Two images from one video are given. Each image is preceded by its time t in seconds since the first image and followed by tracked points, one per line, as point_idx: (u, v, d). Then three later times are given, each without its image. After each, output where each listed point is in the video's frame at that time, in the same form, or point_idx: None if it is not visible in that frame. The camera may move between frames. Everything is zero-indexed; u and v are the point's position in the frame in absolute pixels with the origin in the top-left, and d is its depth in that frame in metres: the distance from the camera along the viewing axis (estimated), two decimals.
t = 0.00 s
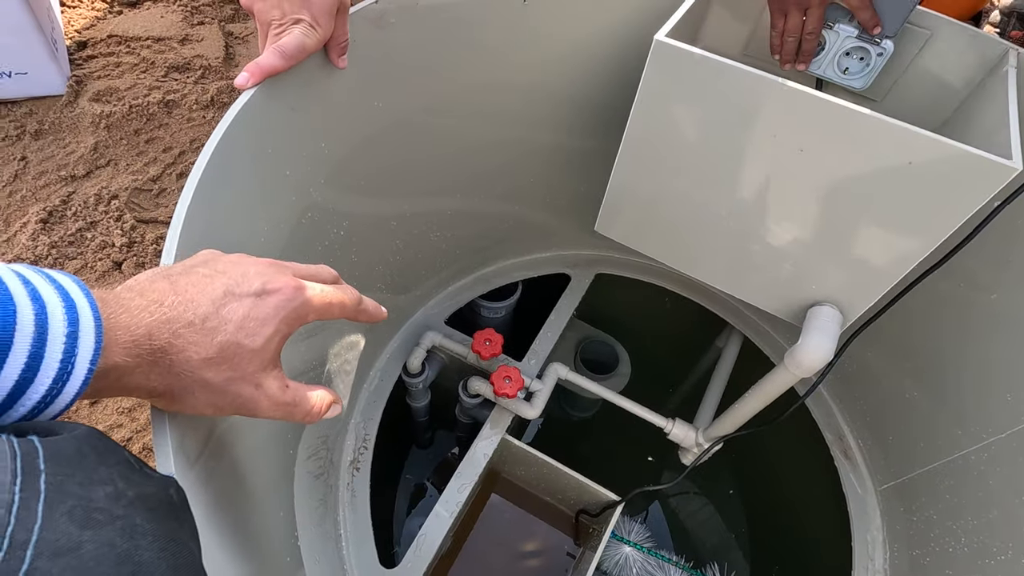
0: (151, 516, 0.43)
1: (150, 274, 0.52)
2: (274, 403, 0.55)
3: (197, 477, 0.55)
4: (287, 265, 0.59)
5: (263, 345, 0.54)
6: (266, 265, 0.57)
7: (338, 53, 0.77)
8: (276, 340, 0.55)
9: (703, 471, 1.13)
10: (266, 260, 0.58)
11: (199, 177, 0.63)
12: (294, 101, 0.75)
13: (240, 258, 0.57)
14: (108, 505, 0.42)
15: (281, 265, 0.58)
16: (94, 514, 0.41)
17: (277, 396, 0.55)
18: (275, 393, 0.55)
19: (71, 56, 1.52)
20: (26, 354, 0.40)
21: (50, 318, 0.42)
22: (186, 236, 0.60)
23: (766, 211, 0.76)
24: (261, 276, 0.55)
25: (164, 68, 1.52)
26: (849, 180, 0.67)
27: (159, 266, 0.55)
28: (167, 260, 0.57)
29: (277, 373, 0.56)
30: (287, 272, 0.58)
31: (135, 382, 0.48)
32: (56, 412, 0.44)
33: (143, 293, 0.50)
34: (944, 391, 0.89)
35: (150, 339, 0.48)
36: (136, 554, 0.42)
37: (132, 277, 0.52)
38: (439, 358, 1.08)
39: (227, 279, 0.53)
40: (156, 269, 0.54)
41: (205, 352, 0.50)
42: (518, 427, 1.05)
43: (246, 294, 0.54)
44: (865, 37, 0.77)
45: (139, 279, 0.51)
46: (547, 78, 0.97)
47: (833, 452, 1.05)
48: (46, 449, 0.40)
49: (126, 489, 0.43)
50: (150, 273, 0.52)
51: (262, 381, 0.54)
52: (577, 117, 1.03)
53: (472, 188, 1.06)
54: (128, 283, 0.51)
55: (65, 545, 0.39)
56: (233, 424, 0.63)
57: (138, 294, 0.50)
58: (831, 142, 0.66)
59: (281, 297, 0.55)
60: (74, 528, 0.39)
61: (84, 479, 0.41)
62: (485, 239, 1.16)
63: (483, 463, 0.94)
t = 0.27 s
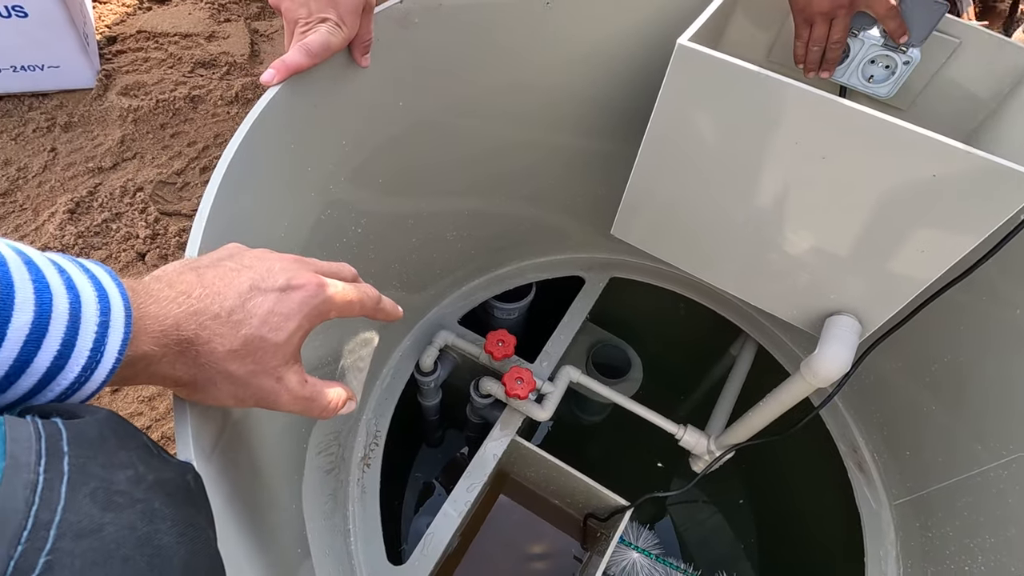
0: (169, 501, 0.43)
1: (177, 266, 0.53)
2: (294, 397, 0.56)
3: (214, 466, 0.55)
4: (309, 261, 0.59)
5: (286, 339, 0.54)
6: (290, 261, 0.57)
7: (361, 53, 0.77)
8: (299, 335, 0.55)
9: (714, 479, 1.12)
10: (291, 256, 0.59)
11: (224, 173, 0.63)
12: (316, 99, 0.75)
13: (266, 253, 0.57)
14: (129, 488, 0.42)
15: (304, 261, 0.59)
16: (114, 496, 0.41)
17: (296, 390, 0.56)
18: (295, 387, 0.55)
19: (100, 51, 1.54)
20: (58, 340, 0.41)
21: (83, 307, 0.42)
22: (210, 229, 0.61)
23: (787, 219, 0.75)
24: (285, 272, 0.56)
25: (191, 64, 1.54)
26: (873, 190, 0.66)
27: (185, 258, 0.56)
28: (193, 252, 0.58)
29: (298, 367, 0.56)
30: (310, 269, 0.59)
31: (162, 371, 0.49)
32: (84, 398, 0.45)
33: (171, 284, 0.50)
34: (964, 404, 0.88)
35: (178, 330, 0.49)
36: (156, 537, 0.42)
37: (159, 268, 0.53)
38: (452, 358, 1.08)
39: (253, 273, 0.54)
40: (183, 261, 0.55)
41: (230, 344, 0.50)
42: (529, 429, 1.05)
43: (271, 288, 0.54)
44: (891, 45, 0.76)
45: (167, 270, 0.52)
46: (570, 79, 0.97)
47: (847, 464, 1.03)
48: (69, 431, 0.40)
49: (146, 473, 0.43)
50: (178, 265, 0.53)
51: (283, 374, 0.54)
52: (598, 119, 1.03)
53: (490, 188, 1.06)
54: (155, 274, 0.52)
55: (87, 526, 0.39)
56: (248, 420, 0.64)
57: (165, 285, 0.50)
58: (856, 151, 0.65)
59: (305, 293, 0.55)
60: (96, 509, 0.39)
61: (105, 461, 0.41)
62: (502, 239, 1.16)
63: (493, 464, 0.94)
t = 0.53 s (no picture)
0: (180, 488, 0.44)
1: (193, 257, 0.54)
2: (304, 389, 0.56)
3: (223, 455, 0.55)
4: (322, 256, 0.60)
5: (298, 331, 0.54)
6: (303, 255, 0.58)
7: (381, 52, 0.78)
8: (311, 328, 0.56)
9: (722, 488, 1.11)
10: (305, 250, 0.59)
11: (242, 167, 0.64)
12: (332, 95, 0.76)
13: (280, 247, 0.58)
14: (141, 473, 0.42)
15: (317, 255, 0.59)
16: (126, 481, 0.41)
17: (307, 382, 0.56)
18: (305, 379, 0.56)
19: (126, 45, 1.56)
20: (77, 326, 0.42)
21: (102, 294, 0.43)
22: (227, 222, 0.62)
23: (804, 227, 0.75)
24: (298, 265, 0.56)
25: (213, 59, 1.56)
26: (891, 200, 0.66)
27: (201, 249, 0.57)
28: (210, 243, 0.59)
29: (309, 360, 0.57)
30: (323, 263, 0.59)
31: (176, 359, 0.50)
32: (102, 383, 0.46)
33: (187, 274, 0.51)
34: (979, 420, 0.87)
35: (192, 319, 0.49)
36: (166, 522, 0.42)
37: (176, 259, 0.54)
38: (462, 357, 1.08)
39: (267, 266, 0.55)
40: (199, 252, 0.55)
41: (243, 335, 0.51)
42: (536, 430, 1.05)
43: (284, 281, 0.55)
44: (914, 54, 0.75)
45: (183, 261, 0.53)
46: (587, 81, 0.97)
47: (860, 479, 1.02)
48: (85, 415, 0.41)
49: (157, 459, 0.44)
50: (195, 256, 0.54)
51: (294, 366, 0.55)
52: (614, 123, 1.03)
53: (505, 188, 1.07)
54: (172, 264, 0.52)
55: (100, 509, 0.39)
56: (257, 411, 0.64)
57: (181, 275, 0.51)
58: (875, 160, 0.64)
59: (317, 287, 0.56)
60: (108, 492, 0.40)
61: (119, 446, 0.42)
62: (514, 240, 1.16)
63: (499, 465, 0.94)
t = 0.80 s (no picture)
0: (197, 477, 0.45)
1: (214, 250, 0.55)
2: (318, 384, 0.57)
3: (237, 446, 0.56)
4: (340, 252, 0.61)
5: (314, 326, 0.55)
6: (321, 251, 0.59)
7: (402, 50, 0.79)
8: (326, 323, 0.56)
9: (732, 498, 1.11)
10: (323, 246, 0.60)
11: (264, 162, 0.65)
12: (353, 93, 0.76)
13: (299, 242, 0.59)
14: (160, 461, 0.43)
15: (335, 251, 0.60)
16: (146, 468, 0.42)
17: (321, 376, 0.57)
18: (319, 373, 0.56)
19: (154, 41, 1.59)
20: (102, 314, 0.43)
21: (126, 284, 0.44)
22: (247, 216, 0.63)
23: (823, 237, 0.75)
24: (316, 260, 0.57)
25: (238, 56, 1.58)
26: (912, 213, 0.65)
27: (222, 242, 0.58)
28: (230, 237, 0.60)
29: (323, 354, 0.58)
30: (341, 260, 0.60)
31: (194, 349, 0.50)
32: (123, 371, 0.46)
33: (207, 266, 0.52)
34: (998, 438, 0.86)
35: (211, 310, 0.50)
36: (183, 511, 0.43)
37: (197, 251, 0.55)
38: (473, 357, 1.09)
39: (285, 260, 0.55)
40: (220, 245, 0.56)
41: (260, 328, 0.52)
42: (545, 433, 1.05)
43: (302, 276, 0.55)
44: (941, 62, 0.74)
45: (204, 253, 0.54)
46: (608, 86, 0.97)
47: (873, 494, 1.02)
48: (108, 401, 0.42)
49: (176, 448, 0.45)
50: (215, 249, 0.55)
51: (309, 360, 0.55)
52: (634, 127, 1.03)
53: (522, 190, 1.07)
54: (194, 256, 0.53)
55: (120, 495, 0.40)
56: (270, 404, 0.65)
57: (202, 268, 0.52)
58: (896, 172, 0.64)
59: (334, 283, 0.57)
60: (129, 479, 0.40)
61: (139, 433, 0.43)
62: (529, 242, 1.17)
63: (508, 466, 0.94)
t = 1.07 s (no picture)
0: (198, 468, 0.45)
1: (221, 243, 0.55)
2: (322, 379, 0.57)
3: (240, 440, 0.57)
4: (347, 249, 0.61)
5: (318, 321, 0.56)
6: (327, 247, 0.59)
7: (413, 50, 0.80)
8: (331, 318, 0.57)
9: (735, 504, 1.11)
10: (329, 242, 0.61)
11: (273, 158, 0.66)
12: (363, 91, 0.77)
13: (305, 238, 0.59)
14: (161, 451, 0.43)
15: (341, 248, 0.61)
16: (148, 457, 0.42)
17: (325, 371, 0.57)
18: (323, 368, 0.57)
19: (168, 38, 1.60)
20: (108, 305, 0.43)
21: (133, 275, 0.45)
22: (255, 211, 0.63)
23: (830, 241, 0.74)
24: (322, 256, 0.58)
25: (250, 54, 1.59)
26: (921, 218, 0.65)
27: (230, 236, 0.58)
28: (239, 231, 0.60)
29: (327, 349, 0.58)
30: (347, 256, 0.60)
31: (199, 342, 0.51)
32: (129, 361, 0.47)
33: (215, 260, 0.52)
34: (1007, 449, 0.86)
35: (217, 303, 0.51)
36: (184, 501, 0.43)
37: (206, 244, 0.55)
38: (478, 357, 1.09)
39: (291, 255, 0.56)
40: (229, 239, 0.57)
41: (264, 322, 0.52)
42: (549, 434, 1.06)
43: (307, 271, 0.56)
44: (954, 69, 0.74)
45: (212, 246, 0.54)
46: (617, 88, 0.97)
47: (879, 503, 1.01)
48: (111, 391, 0.43)
49: (178, 439, 0.45)
50: (224, 242, 0.55)
51: (313, 355, 0.56)
52: (642, 130, 1.03)
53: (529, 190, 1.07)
54: (202, 249, 0.54)
55: (121, 483, 0.40)
56: (274, 398, 0.65)
57: (208, 261, 0.52)
58: (904, 177, 0.63)
59: (339, 278, 0.57)
60: (130, 467, 0.41)
61: (141, 423, 0.43)
62: (536, 243, 1.17)
63: (510, 467, 0.95)
